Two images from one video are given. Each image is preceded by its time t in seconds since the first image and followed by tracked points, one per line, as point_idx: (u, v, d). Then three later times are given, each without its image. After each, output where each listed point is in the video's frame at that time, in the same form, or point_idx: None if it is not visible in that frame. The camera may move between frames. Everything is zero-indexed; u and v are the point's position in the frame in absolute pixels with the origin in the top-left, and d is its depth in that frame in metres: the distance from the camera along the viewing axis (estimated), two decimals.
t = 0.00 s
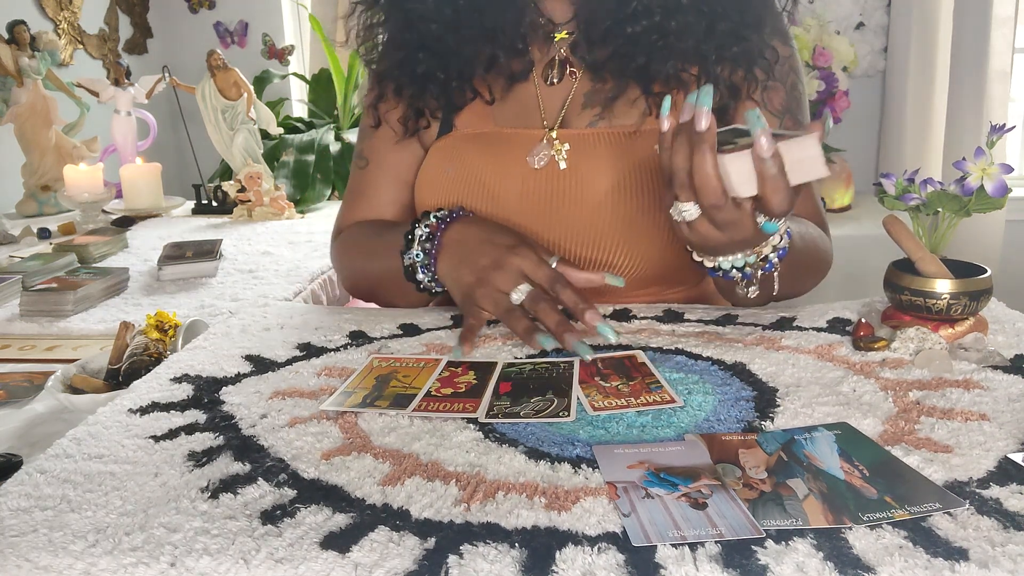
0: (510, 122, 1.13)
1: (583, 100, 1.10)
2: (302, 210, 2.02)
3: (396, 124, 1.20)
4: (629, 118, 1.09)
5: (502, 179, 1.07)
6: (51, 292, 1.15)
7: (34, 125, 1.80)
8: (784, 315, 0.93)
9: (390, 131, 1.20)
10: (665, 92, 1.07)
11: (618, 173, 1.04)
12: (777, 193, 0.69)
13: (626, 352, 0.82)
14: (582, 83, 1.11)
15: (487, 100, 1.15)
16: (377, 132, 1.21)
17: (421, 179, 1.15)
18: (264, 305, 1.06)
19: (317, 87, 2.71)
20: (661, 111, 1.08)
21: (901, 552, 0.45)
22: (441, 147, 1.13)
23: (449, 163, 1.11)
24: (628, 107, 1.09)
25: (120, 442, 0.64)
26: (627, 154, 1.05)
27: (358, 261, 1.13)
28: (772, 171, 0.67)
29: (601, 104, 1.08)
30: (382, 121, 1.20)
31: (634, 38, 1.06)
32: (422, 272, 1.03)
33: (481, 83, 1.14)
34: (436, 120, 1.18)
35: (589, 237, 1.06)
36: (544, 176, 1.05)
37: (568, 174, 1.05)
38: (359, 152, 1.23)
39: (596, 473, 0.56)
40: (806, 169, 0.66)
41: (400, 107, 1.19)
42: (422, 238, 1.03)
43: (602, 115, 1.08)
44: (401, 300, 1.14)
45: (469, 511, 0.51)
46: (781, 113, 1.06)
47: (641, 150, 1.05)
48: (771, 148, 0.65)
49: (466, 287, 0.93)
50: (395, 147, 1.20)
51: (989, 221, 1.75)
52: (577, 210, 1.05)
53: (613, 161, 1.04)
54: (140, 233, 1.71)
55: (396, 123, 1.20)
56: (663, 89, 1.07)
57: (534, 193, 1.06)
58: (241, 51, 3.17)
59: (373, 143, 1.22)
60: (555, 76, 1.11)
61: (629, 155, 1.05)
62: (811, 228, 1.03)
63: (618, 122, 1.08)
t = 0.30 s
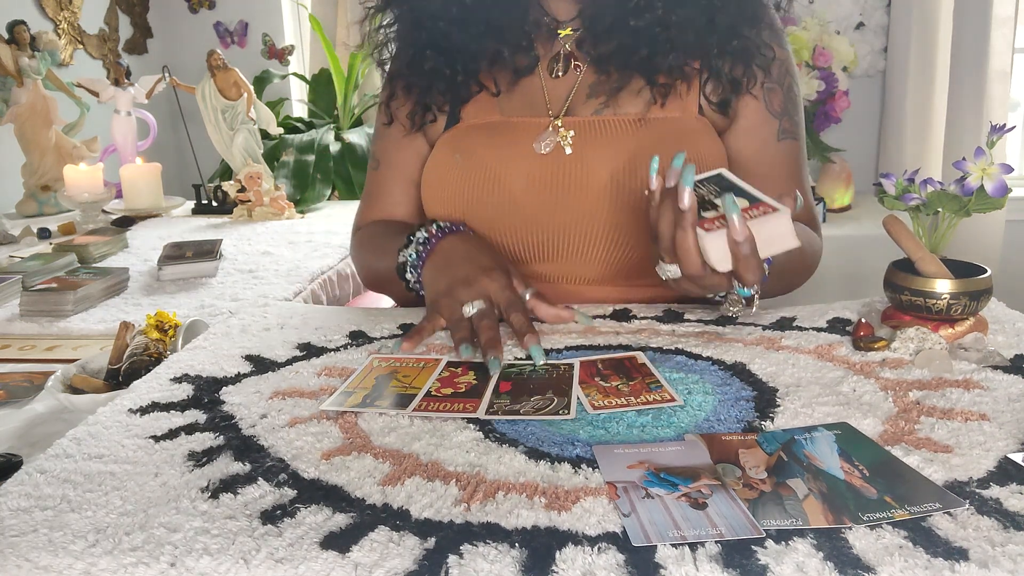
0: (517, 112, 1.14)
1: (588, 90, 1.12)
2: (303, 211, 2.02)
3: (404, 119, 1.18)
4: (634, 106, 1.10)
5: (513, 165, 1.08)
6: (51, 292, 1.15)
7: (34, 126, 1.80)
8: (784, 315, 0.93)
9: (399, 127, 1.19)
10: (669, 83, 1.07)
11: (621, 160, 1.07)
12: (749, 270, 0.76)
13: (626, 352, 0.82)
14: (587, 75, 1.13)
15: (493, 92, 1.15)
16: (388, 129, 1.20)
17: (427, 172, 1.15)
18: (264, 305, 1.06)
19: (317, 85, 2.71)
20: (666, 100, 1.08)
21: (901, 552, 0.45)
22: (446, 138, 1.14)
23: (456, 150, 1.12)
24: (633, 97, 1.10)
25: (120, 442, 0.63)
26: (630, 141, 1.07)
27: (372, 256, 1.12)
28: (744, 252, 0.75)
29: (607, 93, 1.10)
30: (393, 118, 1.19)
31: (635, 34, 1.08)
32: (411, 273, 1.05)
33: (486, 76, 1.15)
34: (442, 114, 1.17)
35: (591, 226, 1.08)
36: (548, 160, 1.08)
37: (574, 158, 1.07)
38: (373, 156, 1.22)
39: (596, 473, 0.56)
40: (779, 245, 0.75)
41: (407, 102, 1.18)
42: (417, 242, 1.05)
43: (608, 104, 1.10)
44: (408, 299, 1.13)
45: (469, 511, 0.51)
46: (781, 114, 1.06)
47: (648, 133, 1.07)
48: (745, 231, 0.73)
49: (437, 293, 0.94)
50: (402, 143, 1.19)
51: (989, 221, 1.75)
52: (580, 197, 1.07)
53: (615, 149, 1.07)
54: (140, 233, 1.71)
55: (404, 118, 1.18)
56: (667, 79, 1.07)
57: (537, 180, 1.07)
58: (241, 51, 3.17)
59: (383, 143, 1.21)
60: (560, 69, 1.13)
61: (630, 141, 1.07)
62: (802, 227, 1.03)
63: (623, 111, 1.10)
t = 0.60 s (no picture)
0: (522, 104, 1.13)
1: (590, 83, 1.11)
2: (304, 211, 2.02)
3: (410, 115, 1.18)
4: (636, 98, 1.09)
5: (516, 161, 1.08)
6: (51, 292, 1.15)
7: (34, 126, 1.80)
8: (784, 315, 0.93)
9: (405, 122, 1.18)
10: (672, 75, 1.07)
11: (624, 152, 1.07)
12: (773, 328, 0.78)
13: (627, 352, 0.82)
14: (589, 69, 1.13)
15: (499, 87, 1.15)
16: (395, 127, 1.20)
17: (432, 167, 1.15)
18: (264, 305, 1.06)
19: (317, 85, 2.71)
20: (668, 92, 1.08)
21: (901, 552, 0.45)
22: (452, 129, 1.15)
23: (461, 142, 1.12)
24: (634, 89, 1.09)
25: (120, 442, 0.63)
26: (633, 132, 1.07)
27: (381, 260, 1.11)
28: (767, 313, 0.76)
29: (609, 85, 1.10)
30: (400, 115, 1.19)
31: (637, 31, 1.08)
32: (417, 284, 1.03)
33: (491, 72, 1.15)
34: (448, 109, 1.16)
35: (594, 218, 1.09)
36: (552, 151, 1.08)
37: (578, 149, 1.07)
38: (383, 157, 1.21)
39: (596, 472, 0.56)
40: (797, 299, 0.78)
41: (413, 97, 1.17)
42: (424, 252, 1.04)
43: (610, 95, 1.09)
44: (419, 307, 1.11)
45: (469, 511, 0.51)
46: (780, 110, 1.05)
47: (649, 126, 1.07)
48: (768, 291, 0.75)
49: (440, 304, 0.93)
50: (407, 137, 1.18)
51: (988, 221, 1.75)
52: (585, 190, 1.08)
53: (618, 140, 1.07)
54: (140, 233, 1.71)
55: (410, 114, 1.18)
56: (671, 71, 1.07)
57: (542, 173, 1.08)
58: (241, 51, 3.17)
59: (390, 142, 1.21)
60: (564, 64, 1.13)
61: (633, 133, 1.07)
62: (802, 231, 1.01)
63: (626, 103, 1.09)
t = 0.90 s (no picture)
0: (525, 102, 1.13)
1: (593, 82, 1.12)
2: (304, 211, 2.02)
3: (415, 115, 1.17)
4: (638, 96, 1.10)
5: (518, 159, 1.09)
6: (50, 292, 1.15)
7: (34, 126, 1.80)
8: (784, 315, 0.93)
9: (408, 120, 1.18)
10: (673, 74, 1.08)
11: (627, 149, 1.08)
12: (765, 312, 0.78)
13: (626, 352, 0.82)
14: (592, 69, 1.13)
15: (502, 86, 1.15)
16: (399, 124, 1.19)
17: (435, 166, 1.15)
18: (264, 305, 1.06)
19: (317, 85, 2.71)
20: (669, 90, 1.09)
21: (901, 552, 0.45)
22: (455, 127, 1.14)
23: (465, 139, 1.12)
24: (637, 87, 1.10)
25: (120, 442, 0.63)
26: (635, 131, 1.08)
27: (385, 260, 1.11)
28: (757, 297, 0.76)
29: (612, 83, 1.10)
30: (405, 114, 1.18)
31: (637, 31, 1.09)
32: (418, 283, 1.05)
33: (495, 70, 1.15)
34: (453, 108, 1.16)
35: (597, 216, 1.10)
36: (555, 148, 1.08)
37: (579, 146, 1.08)
38: (387, 157, 1.20)
39: (596, 473, 0.56)
40: (784, 284, 0.79)
41: (417, 96, 1.17)
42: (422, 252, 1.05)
43: (613, 93, 1.10)
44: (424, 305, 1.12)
45: (469, 511, 0.51)
46: (782, 108, 1.04)
47: (650, 124, 1.08)
48: (754, 275, 0.75)
49: (438, 299, 0.96)
50: (411, 133, 1.18)
51: (988, 221, 1.75)
52: (587, 186, 1.08)
53: (619, 138, 1.08)
54: (140, 232, 1.71)
55: (415, 114, 1.17)
56: (672, 70, 1.08)
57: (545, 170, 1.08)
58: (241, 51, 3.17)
59: (394, 141, 1.20)
60: (566, 64, 1.13)
61: (635, 132, 1.08)
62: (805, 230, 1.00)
63: (628, 100, 1.10)
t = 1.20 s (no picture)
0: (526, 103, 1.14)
1: (594, 83, 1.13)
2: (304, 211, 2.02)
3: (413, 105, 1.17)
4: (638, 98, 1.11)
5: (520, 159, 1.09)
6: (51, 292, 1.15)
7: (34, 126, 1.80)
8: (784, 315, 0.93)
9: (407, 114, 1.17)
10: (673, 79, 1.09)
11: (626, 150, 1.08)
12: (761, 308, 0.77)
13: (626, 352, 0.82)
14: (592, 72, 1.13)
15: (498, 79, 1.15)
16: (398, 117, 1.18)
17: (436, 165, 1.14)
18: (264, 305, 1.06)
19: (317, 85, 2.70)
20: (670, 95, 1.10)
21: (901, 552, 0.45)
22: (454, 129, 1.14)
23: (464, 140, 1.12)
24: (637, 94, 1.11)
25: (120, 442, 0.64)
26: (635, 132, 1.08)
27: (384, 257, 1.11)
28: (753, 293, 0.76)
29: (613, 85, 1.11)
30: (403, 104, 1.18)
31: (638, 32, 1.09)
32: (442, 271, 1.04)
33: (491, 63, 1.15)
34: (452, 101, 1.15)
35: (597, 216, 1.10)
36: (554, 150, 1.09)
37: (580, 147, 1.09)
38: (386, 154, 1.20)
39: (596, 473, 0.56)
40: (780, 282, 0.79)
41: (415, 87, 1.16)
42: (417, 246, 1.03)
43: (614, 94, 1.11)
44: (428, 300, 1.13)
45: (469, 511, 0.51)
46: (783, 110, 1.05)
47: (651, 126, 1.08)
48: (749, 272, 0.75)
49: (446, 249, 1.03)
50: (411, 132, 1.17)
51: (988, 221, 1.75)
52: (586, 188, 1.09)
53: (621, 140, 1.08)
54: (140, 232, 1.71)
55: (413, 104, 1.17)
56: (672, 75, 1.08)
57: (544, 171, 1.09)
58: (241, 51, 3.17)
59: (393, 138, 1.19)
60: (567, 65, 1.13)
61: (635, 133, 1.08)
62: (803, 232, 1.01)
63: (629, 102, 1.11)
